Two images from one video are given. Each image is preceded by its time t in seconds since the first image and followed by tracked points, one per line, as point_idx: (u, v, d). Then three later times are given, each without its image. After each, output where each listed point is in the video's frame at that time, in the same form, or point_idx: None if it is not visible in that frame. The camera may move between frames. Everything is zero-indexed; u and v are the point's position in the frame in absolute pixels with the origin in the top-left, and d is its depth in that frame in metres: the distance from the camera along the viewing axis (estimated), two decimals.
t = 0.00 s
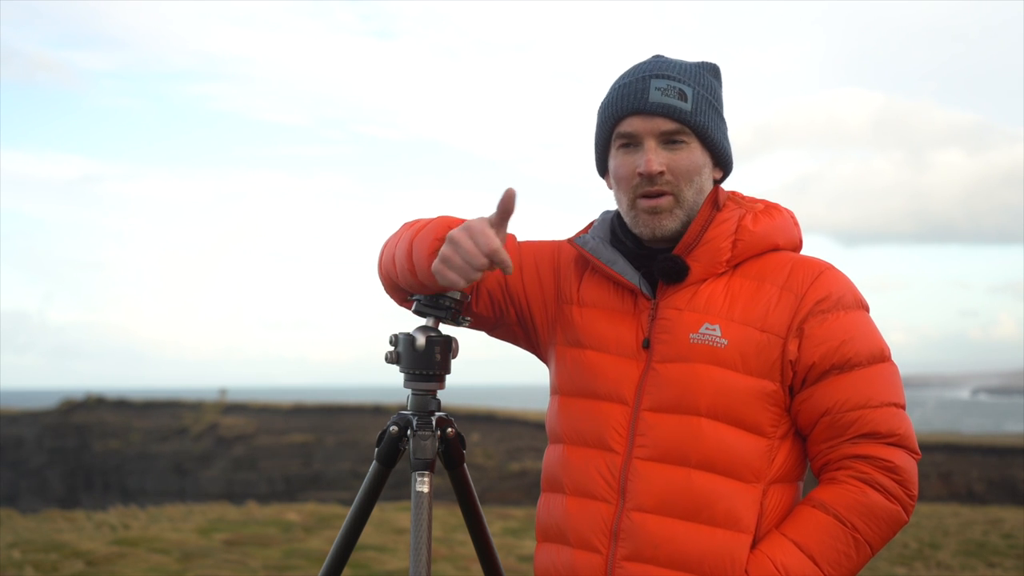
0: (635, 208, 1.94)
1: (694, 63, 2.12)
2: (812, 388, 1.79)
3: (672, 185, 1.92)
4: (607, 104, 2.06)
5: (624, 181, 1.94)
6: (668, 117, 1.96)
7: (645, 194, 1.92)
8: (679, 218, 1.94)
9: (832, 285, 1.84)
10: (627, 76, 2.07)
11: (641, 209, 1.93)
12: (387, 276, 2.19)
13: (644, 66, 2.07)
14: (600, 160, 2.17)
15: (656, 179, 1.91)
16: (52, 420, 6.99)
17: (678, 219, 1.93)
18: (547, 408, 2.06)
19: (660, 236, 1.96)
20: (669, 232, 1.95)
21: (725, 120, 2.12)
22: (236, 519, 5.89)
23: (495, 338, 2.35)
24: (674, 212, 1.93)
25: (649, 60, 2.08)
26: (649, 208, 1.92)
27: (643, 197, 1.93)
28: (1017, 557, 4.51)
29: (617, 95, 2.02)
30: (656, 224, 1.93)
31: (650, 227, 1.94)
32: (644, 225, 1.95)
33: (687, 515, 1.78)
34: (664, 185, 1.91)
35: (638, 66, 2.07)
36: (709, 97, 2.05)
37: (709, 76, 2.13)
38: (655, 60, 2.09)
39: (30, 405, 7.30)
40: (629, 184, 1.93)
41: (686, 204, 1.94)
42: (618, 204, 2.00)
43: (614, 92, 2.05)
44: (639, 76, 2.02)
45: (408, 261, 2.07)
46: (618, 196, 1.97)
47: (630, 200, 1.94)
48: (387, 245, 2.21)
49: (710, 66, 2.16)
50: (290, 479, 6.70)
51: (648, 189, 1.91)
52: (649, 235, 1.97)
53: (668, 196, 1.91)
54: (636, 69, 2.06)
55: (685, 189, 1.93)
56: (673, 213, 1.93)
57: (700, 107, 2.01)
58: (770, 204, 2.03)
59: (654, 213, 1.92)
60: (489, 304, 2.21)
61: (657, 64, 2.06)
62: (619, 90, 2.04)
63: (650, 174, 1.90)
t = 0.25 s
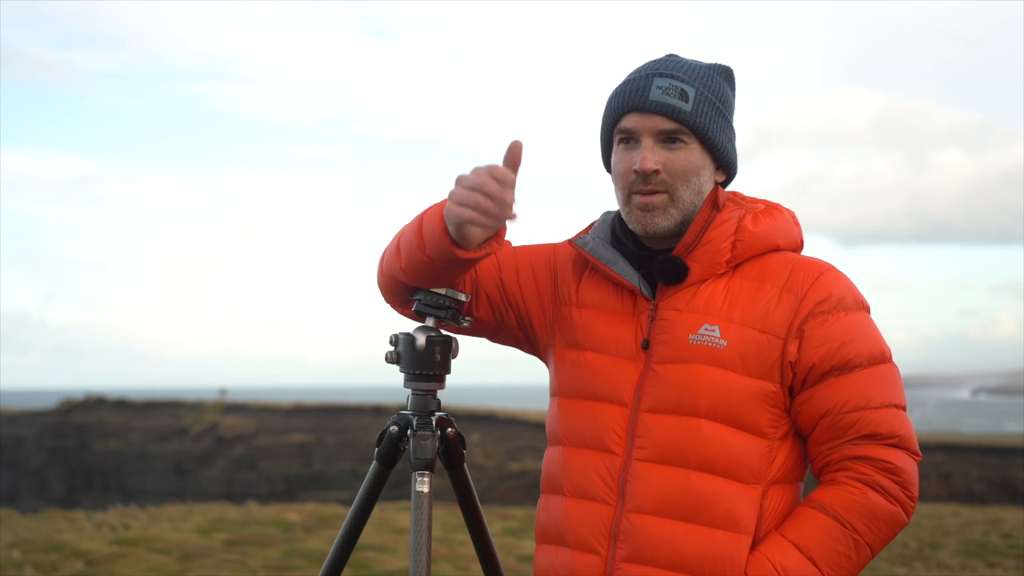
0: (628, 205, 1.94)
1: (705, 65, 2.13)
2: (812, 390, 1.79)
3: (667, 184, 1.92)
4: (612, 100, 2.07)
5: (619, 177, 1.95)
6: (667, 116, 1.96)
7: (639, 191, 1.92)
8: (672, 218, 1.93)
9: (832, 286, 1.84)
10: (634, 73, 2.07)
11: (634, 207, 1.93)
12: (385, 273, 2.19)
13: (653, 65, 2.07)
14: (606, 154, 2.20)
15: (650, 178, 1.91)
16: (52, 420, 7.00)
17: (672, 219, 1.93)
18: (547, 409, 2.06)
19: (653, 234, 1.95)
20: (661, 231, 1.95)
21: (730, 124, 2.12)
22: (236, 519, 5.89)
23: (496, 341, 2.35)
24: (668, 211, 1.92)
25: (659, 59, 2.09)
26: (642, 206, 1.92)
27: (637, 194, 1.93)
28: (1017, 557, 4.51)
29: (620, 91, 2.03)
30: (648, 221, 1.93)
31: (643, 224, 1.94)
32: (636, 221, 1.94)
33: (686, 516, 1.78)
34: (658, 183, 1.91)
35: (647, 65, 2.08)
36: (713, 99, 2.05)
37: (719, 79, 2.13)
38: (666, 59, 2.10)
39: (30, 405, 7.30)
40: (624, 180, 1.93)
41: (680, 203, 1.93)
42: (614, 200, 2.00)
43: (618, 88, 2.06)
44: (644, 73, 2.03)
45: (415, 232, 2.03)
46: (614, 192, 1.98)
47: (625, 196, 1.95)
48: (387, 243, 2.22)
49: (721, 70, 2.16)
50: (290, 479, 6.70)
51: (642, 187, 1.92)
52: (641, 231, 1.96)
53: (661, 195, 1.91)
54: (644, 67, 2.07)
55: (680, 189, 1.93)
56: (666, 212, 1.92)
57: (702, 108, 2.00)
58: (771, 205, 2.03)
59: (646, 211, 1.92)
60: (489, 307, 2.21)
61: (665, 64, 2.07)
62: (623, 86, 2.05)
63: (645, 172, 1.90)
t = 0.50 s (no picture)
0: (632, 202, 1.95)
1: (713, 65, 2.13)
2: (811, 393, 1.79)
3: (672, 182, 1.92)
4: (618, 96, 2.07)
5: (623, 174, 1.95)
6: (674, 114, 1.97)
7: (643, 188, 1.92)
8: (675, 216, 1.93)
9: (830, 287, 1.84)
10: (642, 70, 2.07)
11: (637, 204, 1.94)
12: (385, 271, 2.19)
13: (661, 62, 2.07)
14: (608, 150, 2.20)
15: (655, 175, 1.91)
16: (53, 419, 7.00)
17: (674, 217, 1.93)
18: (545, 409, 2.06)
19: (656, 232, 1.95)
20: (664, 229, 1.95)
21: (736, 124, 2.12)
22: (236, 519, 5.88)
23: (497, 343, 2.35)
24: (671, 209, 1.93)
25: (667, 57, 2.09)
26: (645, 204, 1.92)
27: (641, 191, 1.93)
28: (1017, 557, 4.51)
29: (627, 88, 2.03)
30: (651, 219, 1.93)
31: (646, 222, 1.94)
32: (638, 219, 1.95)
33: (681, 516, 1.78)
34: (663, 181, 1.92)
35: (654, 62, 2.08)
36: (720, 99, 2.05)
37: (726, 79, 2.13)
38: (674, 58, 2.10)
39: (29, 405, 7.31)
40: (628, 177, 1.93)
41: (684, 202, 1.94)
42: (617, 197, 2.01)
43: (625, 85, 2.06)
44: (652, 71, 2.02)
45: (416, 222, 2.03)
46: (617, 189, 1.98)
47: (629, 193, 1.95)
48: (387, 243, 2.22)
49: (729, 70, 2.16)
50: (290, 479, 6.70)
51: (647, 185, 1.92)
52: (643, 229, 1.97)
53: (665, 192, 1.92)
54: (652, 65, 2.07)
55: (684, 188, 1.93)
56: (669, 210, 1.92)
57: (709, 108, 2.00)
58: (773, 204, 2.03)
59: (649, 209, 1.93)
60: (489, 307, 2.21)
61: (673, 62, 2.06)
62: (630, 83, 2.04)
63: (649, 170, 1.91)
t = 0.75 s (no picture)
0: (632, 201, 1.95)
1: (709, 60, 2.13)
2: (859, 390, 1.76)
3: (671, 180, 1.92)
4: (615, 94, 2.07)
5: (623, 173, 1.95)
6: (672, 111, 1.97)
7: (643, 187, 1.93)
8: (676, 215, 1.93)
9: (839, 283, 1.84)
10: (639, 67, 2.07)
11: (638, 203, 1.94)
12: (384, 272, 2.19)
13: (657, 59, 2.07)
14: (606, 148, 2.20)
15: (655, 173, 1.91)
16: (52, 420, 7.00)
17: (675, 215, 1.93)
18: (544, 407, 2.06)
19: (657, 231, 1.96)
20: (665, 228, 1.95)
21: (734, 120, 2.12)
22: (236, 519, 5.88)
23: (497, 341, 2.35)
24: (672, 207, 1.93)
25: (662, 53, 2.09)
26: (646, 202, 1.92)
27: (641, 190, 1.93)
28: (1017, 557, 4.52)
29: (623, 86, 2.03)
30: (652, 218, 1.93)
31: (646, 221, 1.94)
32: (639, 218, 1.95)
33: (678, 515, 1.78)
34: (663, 179, 1.92)
35: (650, 60, 2.08)
36: (718, 95, 2.05)
37: (723, 74, 2.13)
38: (669, 54, 2.09)
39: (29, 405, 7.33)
40: (628, 176, 1.93)
41: (685, 199, 1.94)
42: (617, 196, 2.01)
43: (622, 83, 2.06)
44: (648, 68, 2.02)
45: (417, 226, 2.03)
46: (616, 188, 1.98)
47: (629, 192, 1.95)
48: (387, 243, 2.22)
49: (725, 64, 2.16)
50: (290, 479, 6.70)
51: (647, 183, 1.92)
52: (644, 228, 1.97)
53: (665, 190, 1.92)
54: (648, 62, 2.07)
55: (685, 185, 1.93)
56: (670, 209, 1.92)
57: (706, 104, 2.00)
58: (775, 201, 2.03)
59: (650, 207, 1.93)
60: (487, 305, 2.22)
61: (669, 58, 2.06)
62: (626, 81, 2.04)
63: (649, 168, 1.91)
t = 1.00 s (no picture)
0: (631, 202, 1.95)
1: (703, 58, 2.13)
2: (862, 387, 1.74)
3: (669, 180, 1.93)
4: (609, 96, 2.08)
5: (620, 174, 1.95)
6: (667, 110, 1.97)
7: (640, 187, 1.93)
8: (675, 214, 1.93)
9: (843, 285, 1.84)
10: (633, 68, 2.07)
11: (637, 204, 1.94)
12: (384, 272, 2.20)
13: (649, 59, 2.07)
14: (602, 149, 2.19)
15: (652, 173, 1.91)
16: (52, 420, 7.01)
17: (674, 215, 1.93)
18: (544, 406, 2.06)
19: (655, 231, 1.96)
20: (664, 228, 1.95)
21: (729, 117, 2.12)
22: (236, 518, 5.88)
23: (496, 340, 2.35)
24: (671, 207, 1.93)
25: (655, 53, 2.09)
26: (645, 202, 1.92)
27: (639, 190, 1.93)
28: (1017, 557, 4.52)
29: (618, 87, 2.03)
30: (651, 218, 1.93)
31: (646, 221, 1.94)
32: (639, 218, 1.95)
33: (681, 515, 1.78)
34: (660, 179, 1.92)
35: (643, 60, 2.08)
36: (713, 93, 2.05)
37: (717, 72, 2.13)
38: (662, 54, 2.10)
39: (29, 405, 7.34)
40: (625, 177, 1.93)
41: (683, 199, 1.94)
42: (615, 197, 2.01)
43: (616, 84, 2.06)
44: (642, 68, 2.03)
45: (418, 228, 2.04)
46: (614, 189, 1.98)
47: (627, 193, 1.95)
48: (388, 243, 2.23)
49: (718, 62, 2.16)
50: (290, 479, 6.70)
51: (645, 183, 1.92)
52: (644, 228, 1.97)
53: (664, 190, 1.92)
54: (641, 62, 2.07)
55: (683, 184, 1.94)
56: (669, 208, 1.93)
57: (702, 101, 2.00)
58: (778, 201, 2.03)
59: (649, 207, 1.93)
60: (486, 305, 2.22)
61: (662, 58, 2.06)
62: (620, 82, 2.05)
63: (646, 168, 1.91)
